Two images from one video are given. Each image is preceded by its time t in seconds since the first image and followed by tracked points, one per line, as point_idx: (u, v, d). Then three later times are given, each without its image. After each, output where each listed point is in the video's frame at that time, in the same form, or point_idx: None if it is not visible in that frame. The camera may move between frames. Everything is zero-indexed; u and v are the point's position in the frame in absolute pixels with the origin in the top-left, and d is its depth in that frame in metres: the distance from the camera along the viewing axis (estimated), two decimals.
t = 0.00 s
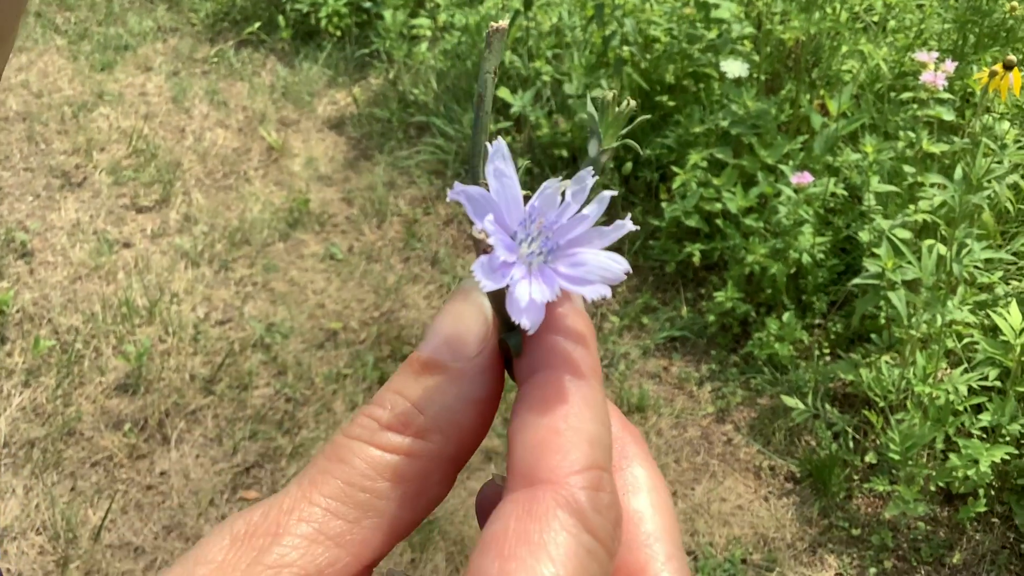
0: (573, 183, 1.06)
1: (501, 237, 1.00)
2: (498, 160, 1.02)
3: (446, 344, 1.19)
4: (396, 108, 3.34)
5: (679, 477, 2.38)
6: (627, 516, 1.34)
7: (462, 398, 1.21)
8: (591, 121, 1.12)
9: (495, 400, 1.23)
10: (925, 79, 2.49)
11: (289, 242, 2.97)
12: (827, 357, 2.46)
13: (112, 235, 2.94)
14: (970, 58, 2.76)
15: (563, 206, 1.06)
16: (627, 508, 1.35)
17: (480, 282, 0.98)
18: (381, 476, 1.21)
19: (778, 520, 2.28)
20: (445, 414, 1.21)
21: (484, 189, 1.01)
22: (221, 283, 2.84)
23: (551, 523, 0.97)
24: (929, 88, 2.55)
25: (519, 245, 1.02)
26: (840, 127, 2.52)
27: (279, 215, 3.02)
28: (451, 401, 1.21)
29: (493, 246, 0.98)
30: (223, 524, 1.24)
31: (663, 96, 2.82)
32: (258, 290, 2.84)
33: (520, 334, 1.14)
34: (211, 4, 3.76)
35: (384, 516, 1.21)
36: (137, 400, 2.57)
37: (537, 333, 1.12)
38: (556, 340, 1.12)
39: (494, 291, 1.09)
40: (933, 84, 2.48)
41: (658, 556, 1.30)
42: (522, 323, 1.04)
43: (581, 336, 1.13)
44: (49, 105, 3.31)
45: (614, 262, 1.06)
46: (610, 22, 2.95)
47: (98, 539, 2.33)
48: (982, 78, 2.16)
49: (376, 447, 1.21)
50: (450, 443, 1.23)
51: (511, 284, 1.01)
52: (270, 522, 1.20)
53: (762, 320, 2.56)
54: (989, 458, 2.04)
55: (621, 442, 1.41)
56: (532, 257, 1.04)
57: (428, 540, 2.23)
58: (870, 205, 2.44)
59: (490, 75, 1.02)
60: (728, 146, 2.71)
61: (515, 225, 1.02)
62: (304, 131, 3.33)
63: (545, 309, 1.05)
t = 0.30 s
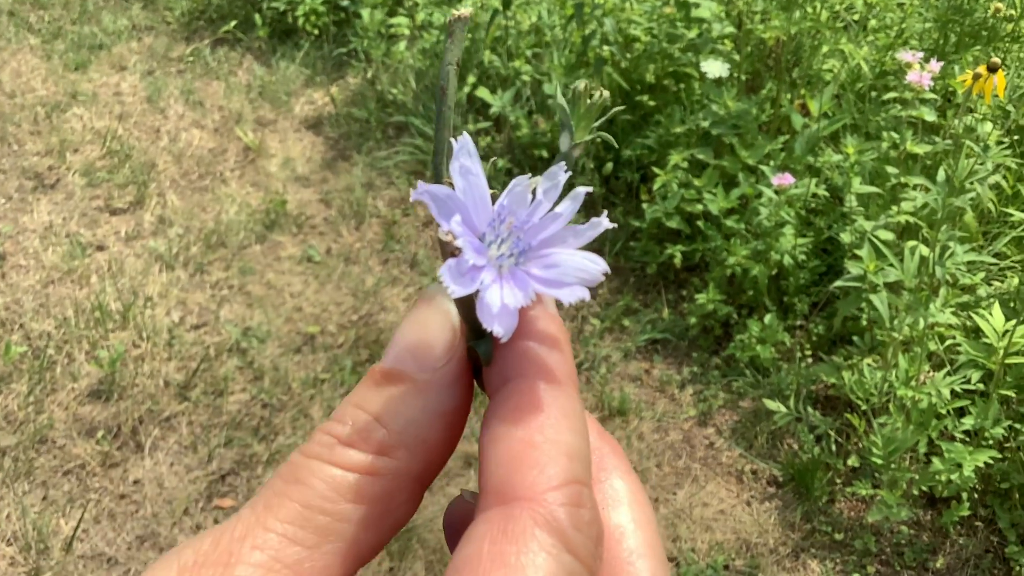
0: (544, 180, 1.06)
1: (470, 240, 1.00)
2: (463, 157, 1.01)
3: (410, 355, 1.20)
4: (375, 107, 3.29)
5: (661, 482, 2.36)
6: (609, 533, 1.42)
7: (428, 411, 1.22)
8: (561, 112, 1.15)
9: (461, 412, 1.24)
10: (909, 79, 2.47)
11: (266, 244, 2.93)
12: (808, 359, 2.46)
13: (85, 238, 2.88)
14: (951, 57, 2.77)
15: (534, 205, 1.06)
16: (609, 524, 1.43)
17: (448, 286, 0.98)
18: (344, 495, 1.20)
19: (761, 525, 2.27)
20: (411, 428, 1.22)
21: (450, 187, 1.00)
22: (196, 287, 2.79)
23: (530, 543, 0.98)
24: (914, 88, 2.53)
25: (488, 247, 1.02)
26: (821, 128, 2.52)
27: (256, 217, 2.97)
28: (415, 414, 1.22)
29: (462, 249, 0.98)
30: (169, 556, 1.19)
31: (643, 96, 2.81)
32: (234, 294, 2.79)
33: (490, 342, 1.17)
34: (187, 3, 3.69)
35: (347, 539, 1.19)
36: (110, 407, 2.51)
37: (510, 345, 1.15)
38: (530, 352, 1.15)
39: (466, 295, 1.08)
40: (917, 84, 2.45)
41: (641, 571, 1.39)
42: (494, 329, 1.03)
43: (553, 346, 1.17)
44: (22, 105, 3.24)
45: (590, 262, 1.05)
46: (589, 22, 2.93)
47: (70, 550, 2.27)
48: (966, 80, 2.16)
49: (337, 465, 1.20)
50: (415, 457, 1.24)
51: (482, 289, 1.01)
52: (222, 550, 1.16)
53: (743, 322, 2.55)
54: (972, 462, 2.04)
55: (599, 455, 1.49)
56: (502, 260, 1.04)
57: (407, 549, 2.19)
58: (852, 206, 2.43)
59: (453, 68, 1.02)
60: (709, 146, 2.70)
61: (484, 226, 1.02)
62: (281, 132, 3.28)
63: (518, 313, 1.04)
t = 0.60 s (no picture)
0: (514, 162, 1.04)
1: (436, 228, 0.97)
2: (427, 141, 0.99)
3: (377, 354, 1.20)
4: (363, 113, 3.27)
5: (650, 491, 2.35)
6: (590, 535, 1.42)
7: (396, 411, 1.21)
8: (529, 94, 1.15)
9: (432, 410, 1.23)
10: (896, 86, 2.47)
11: (253, 251, 2.90)
12: (798, 366, 2.46)
13: (70, 244, 2.85)
14: (940, 63, 2.77)
15: (503, 189, 1.04)
16: (591, 524, 1.43)
17: (415, 279, 0.95)
18: (309, 502, 1.18)
19: (751, 534, 2.26)
20: (378, 429, 1.21)
21: (414, 173, 0.99)
22: (183, 294, 2.76)
23: (505, 553, 0.96)
24: (902, 95, 2.53)
25: (456, 235, 0.99)
26: (810, 134, 2.52)
27: (243, 224, 2.94)
28: (383, 415, 1.21)
29: (429, 239, 0.95)
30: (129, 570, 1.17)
31: (632, 102, 2.81)
32: (221, 301, 2.76)
33: (461, 336, 1.12)
34: (175, 8, 3.67)
35: (313, 547, 1.17)
36: (95, 416, 2.48)
37: (482, 340, 1.11)
38: (504, 347, 1.11)
39: (435, 288, 1.05)
40: (904, 92, 2.46)
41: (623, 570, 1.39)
42: (466, 325, 0.99)
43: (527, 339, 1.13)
44: (7, 110, 3.21)
45: (566, 248, 1.02)
46: (578, 27, 2.92)
47: (54, 562, 2.24)
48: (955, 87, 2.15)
49: (303, 470, 1.18)
50: (384, 459, 1.22)
51: (451, 281, 0.98)
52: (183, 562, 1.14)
53: (733, 329, 2.55)
54: (963, 472, 2.04)
55: (579, 452, 1.49)
56: (472, 249, 1.00)
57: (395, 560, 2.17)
58: (841, 213, 2.42)
59: (410, 37, 1.09)
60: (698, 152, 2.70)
61: (450, 212, 1.00)
62: (269, 137, 3.26)
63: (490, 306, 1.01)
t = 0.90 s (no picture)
0: (506, 168, 1.03)
1: (425, 234, 0.98)
2: (419, 148, 1.00)
3: (370, 360, 1.21)
4: (368, 126, 3.28)
5: (653, 505, 2.35)
6: (579, 536, 1.43)
7: (388, 416, 1.23)
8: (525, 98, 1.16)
9: (424, 414, 1.25)
10: (901, 100, 2.47)
11: (258, 263, 2.91)
12: (801, 380, 2.46)
13: (75, 256, 2.86)
14: (942, 78, 2.78)
15: (494, 196, 1.04)
16: (580, 527, 1.43)
17: (402, 284, 0.96)
18: (301, 505, 1.20)
19: (754, 549, 2.26)
20: (370, 433, 1.23)
21: (407, 180, 1.00)
22: (187, 306, 2.77)
23: (491, 552, 0.95)
24: (905, 109, 2.53)
25: (446, 241, 1.01)
26: (813, 148, 2.51)
27: (248, 236, 2.96)
28: (375, 421, 1.23)
29: (418, 245, 0.97)
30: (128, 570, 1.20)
31: (636, 115, 2.83)
32: (225, 313, 2.77)
33: (453, 340, 1.14)
34: (181, 20, 3.69)
35: (305, 549, 1.20)
36: (99, 428, 2.49)
37: (471, 345, 1.13)
38: (494, 352, 1.12)
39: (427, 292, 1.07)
40: (909, 106, 2.46)
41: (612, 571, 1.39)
42: (454, 329, 1.01)
43: (516, 344, 1.14)
44: (14, 122, 3.23)
45: (555, 254, 1.02)
46: (582, 41, 2.93)
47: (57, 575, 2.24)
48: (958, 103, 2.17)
49: (297, 474, 1.21)
50: (375, 464, 1.24)
51: (440, 286, 0.99)
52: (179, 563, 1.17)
53: (736, 342, 2.55)
54: (966, 486, 2.03)
55: (570, 456, 1.49)
56: (462, 254, 1.02)
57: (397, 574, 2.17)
58: (844, 226, 2.43)
59: (407, 48, 1.00)
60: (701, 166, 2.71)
61: (442, 218, 1.02)
62: (273, 150, 3.28)
63: (479, 310, 1.02)
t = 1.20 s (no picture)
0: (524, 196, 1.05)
1: (454, 257, 1.00)
2: (446, 177, 1.01)
3: (399, 369, 1.22)
4: (380, 138, 3.31)
5: (663, 516, 2.35)
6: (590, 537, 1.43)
7: (418, 423, 1.23)
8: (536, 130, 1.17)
9: (451, 422, 1.26)
10: (911, 113, 2.47)
11: (271, 274, 2.94)
12: (812, 392, 2.46)
13: (90, 267, 2.90)
14: (953, 91, 2.78)
15: (514, 221, 1.06)
16: (591, 528, 1.43)
17: (436, 304, 0.98)
18: (337, 505, 1.21)
19: (764, 561, 2.25)
20: (401, 439, 1.24)
21: (434, 208, 1.00)
22: (200, 317, 2.80)
23: (516, 547, 1.00)
24: (914, 123, 2.54)
25: (471, 264, 1.03)
26: (824, 160, 2.51)
27: (261, 247, 2.98)
28: (404, 426, 1.23)
29: (448, 268, 0.99)
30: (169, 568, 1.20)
31: (647, 128, 2.85)
32: (238, 324, 2.79)
33: (475, 354, 1.16)
34: (195, 33, 3.73)
35: (341, 548, 1.20)
36: (112, 438, 2.51)
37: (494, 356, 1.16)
38: (513, 363, 1.15)
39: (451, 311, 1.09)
40: (918, 120, 2.47)
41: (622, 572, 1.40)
42: (482, 343, 1.04)
43: (534, 357, 1.17)
44: (30, 134, 3.28)
45: (571, 276, 1.06)
46: (593, 54, 2.95)
47: None
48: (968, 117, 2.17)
49: (332, 476, 1.21)
50: (405, 469, 1.25)
51: (468, 305, 1.02)
52: (221, 560, 1.17)
53: (747, 354, 2.55)
54: (976, 499, 2.02)
55: (582, 462, 1.49)
56: (486, 275, 1.04)
57: None
58: (855, 239, 2.43)
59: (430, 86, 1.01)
60: (711, 178, 2.72)
61: (466, 243, 1.02)
62: (286, 162, 3.31)
63: (504, 327, 1.05)
